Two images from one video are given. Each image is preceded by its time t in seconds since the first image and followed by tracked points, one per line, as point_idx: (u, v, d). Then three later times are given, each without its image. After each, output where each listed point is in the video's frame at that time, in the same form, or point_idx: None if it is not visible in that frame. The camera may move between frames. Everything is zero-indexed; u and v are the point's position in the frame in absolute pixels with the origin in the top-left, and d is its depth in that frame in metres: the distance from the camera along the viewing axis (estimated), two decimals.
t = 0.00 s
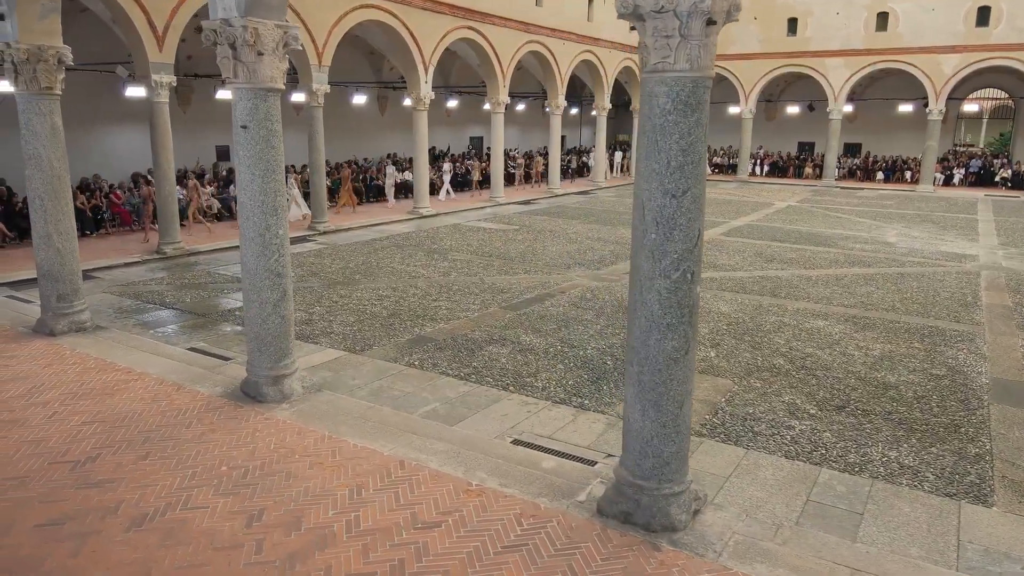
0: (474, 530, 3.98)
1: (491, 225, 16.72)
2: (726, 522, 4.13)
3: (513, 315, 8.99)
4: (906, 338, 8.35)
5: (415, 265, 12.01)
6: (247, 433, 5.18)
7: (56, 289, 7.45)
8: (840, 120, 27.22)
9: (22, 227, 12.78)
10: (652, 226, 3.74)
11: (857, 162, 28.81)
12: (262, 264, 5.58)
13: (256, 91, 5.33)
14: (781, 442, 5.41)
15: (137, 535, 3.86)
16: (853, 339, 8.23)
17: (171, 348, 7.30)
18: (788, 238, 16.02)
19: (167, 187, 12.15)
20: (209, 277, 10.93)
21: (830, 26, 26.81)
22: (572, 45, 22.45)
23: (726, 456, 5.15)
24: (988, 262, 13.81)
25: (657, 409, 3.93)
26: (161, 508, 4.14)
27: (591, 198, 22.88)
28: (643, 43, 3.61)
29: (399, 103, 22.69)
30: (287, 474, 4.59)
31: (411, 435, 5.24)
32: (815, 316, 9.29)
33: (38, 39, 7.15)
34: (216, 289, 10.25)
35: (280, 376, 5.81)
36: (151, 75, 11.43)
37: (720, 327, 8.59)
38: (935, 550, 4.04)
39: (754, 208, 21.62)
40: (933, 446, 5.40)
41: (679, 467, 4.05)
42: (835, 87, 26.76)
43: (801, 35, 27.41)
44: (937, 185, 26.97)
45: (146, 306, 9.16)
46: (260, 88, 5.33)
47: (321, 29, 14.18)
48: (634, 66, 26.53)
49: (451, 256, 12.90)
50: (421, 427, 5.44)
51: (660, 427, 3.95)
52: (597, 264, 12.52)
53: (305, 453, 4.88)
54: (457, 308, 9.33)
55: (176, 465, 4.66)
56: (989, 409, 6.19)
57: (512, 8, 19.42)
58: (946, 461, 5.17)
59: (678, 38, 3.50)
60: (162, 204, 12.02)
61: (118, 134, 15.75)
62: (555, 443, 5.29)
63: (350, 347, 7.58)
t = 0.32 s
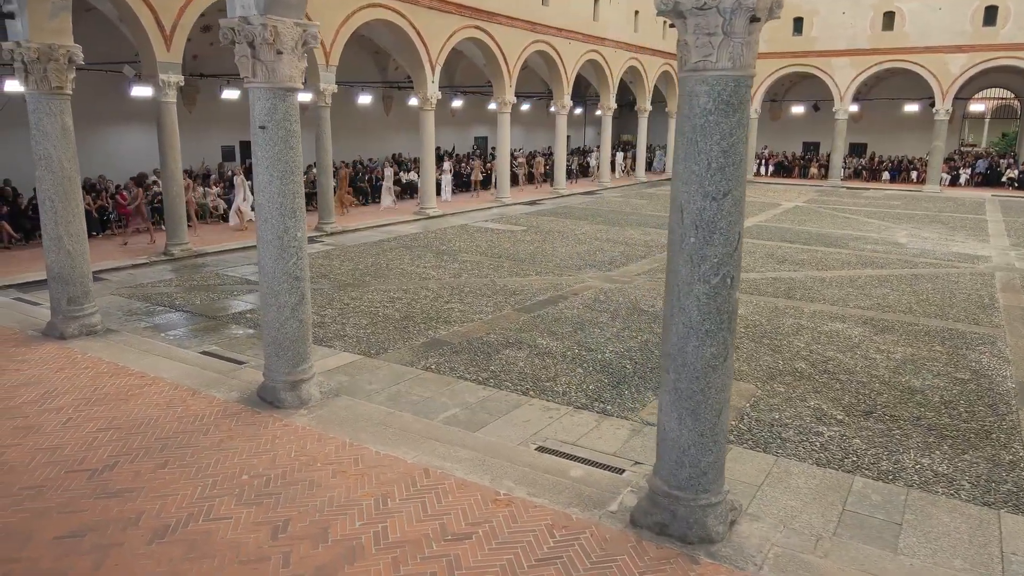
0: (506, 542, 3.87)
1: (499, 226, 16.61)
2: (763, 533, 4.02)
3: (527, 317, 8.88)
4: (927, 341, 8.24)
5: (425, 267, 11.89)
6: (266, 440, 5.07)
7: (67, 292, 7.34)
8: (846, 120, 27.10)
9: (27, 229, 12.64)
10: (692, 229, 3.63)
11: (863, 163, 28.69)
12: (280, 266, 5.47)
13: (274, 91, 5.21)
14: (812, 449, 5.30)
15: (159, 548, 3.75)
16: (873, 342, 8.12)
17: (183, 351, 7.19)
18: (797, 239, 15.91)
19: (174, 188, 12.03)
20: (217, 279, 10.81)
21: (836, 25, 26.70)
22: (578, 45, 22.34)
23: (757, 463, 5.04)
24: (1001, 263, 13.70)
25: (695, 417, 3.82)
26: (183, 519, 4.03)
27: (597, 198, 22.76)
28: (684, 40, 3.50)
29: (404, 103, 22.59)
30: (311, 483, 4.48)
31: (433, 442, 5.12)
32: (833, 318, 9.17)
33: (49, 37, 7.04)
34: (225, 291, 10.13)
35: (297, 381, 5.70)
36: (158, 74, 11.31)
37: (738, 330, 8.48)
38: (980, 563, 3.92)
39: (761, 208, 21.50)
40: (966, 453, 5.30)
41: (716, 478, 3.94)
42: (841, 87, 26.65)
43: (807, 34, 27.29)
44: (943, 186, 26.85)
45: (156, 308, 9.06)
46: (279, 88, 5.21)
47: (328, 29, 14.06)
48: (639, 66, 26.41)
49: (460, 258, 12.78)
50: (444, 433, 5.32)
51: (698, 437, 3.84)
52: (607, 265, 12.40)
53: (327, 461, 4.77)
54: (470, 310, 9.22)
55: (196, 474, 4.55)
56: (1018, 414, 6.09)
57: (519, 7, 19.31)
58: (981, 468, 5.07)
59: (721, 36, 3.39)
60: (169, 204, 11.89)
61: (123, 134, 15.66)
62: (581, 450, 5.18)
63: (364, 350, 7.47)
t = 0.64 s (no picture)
0: (539, 555, 3.76)
1: (507, 226, 16.50)
2: (803, 545, 3.92)
3: (541, 320, 8.77)
4: (949, 344, 8.13)
5: (436, 269, 11.77)
6: (285, 447, 4.96)
7: (77, 294, 7.23)
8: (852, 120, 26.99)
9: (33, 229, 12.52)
10: (733, 233, 3.52)
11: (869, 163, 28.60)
12: (298, 270, 5.36)
13: (294, 91, 5.10)
14: (842, 456, 5.20)
15: (182, 561, 3.65)
16: (894, 345, 8.01)
17: (196, 355, 7.07)
18: (807, 240, 15.80)
19: (182, 188, 11.90)
20: (226, 281, 10.70)
21: (842, 25, 26.58)
22: (584, 45, 22.24)
23: (787, 471, 4.93)
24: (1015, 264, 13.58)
25: (734, 426, 3.71)
26: (206, 530, 3.92)
27: (603, 198, 22.65)
28: (727, 38, 3.40)
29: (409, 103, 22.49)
30: (334, 492, 4.37)
31: (457, 449, 5.01)
32: (851, 320, 9.05)
33: (60, 36, 6.92)
34: (235, 293, 10.01)
35: (316, 387, 5.59)
36: (166, 73, 11.20)
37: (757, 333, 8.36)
38: None
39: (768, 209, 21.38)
40: (999, 460, 5.19)
41: (755, 488, 3.82)
42: (847, 87, 26.53)
43: (813, 34, 27.16)
44: (949, 186, 26.76)
45: (166, 310, 8.95)
46: (299, 87, 5.10)
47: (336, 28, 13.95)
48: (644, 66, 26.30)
49: (470, 259, 12.67)
50: (467, 440, 5.21)
51: (737, 447, 3.73)
52: (619, 267, 12.27)
53: (350, 469, 4.66)
54: (483, 312, 9.11)
55: (216, 483, 4.44)
56: None
57: (525, 7, 19.21)
58: (1016, 475, 4.96)
59: (766, 34, 3.28)
60: (177, 205, 11.77)
61: (129, 133, 15.53)
62: (608, 458, 5.07)
63: (379, 354, 7.36)
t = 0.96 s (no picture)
0: (575, 568, 3.65)
1: (514, 227, 16.39)
2: (845, 558, 3.82)
3: (556, 323, 8.65)
4: (971, 347, 8.01)
5: (446, 270, 11.66)
6: (307, 455, 4.85)
7: (88, 297, 7.12)
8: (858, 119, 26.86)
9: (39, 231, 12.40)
10: (777, 237, 3.41)
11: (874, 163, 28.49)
12: (318, 272, 5.25)
13: (315, 90, 4.99)
14: (875, 464, 5.08)
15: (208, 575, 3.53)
16: (915, 349, 7.89)
17: (209, 359, 6.96)
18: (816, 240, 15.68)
19: (190, 188, 11.78)
20: (235, 282, 10.58)
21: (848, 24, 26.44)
22: (590, 44, 22.13)
23: (819, 480, 4.83)
24: None
25: (777, 436, 3.60)
26: (230, 543, 3.81)
27: (609, 199, 22.55)
28: (773, 35, 3.29)
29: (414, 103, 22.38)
30: (360, 502, 4.26)
31: (482, 457, 4.89)
32: (869, 323, 8.94)
33: (72, 34, 6.81)
34: (245, 294, 9.90)
35: (335, 392, 5.48)
36: (174, 73, 11.09)
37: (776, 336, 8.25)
38: None
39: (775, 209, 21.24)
40: None
41: (797, 500, 3.71)
42: (853, 87, 26.37)
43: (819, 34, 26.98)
44: (955, 186, 26.65)
45: (176, 313, 8.84)
46: (319, 86, 4.99)
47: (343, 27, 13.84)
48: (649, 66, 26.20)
49: (479, 260, 12.56)
50: (491, 448, 5.09)
51: (780, 457, 3.62)
52: (630, 268, 12.15)
53: (374, 478, 4.55)
54: (497, 315, 9.00)
55: (238, 493, 4.33)
56: None
57: (532, 6, 19.10)
58: None
59: (816, 31, 3.18)
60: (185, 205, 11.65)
61: (134, 133, 15.42)
62: (636, 466, 4.95)
63: (395, 358, 7.24)
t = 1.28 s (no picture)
0: None
1: (521, 228, 16.28)
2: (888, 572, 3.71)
3: (572, 326, 8.55)
4: (994, 351, 7.89)
5: (457, 271, 11.55)
6: (328, 463, 4.74)
7: (100, 300, 7.01)
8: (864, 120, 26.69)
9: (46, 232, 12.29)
10: (825, 242, 3.31)
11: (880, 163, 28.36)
12: (339, 276, 5.15)
13: (337, 90, 4.89)
14: (909, 472, 4.98)
15: None
16: (938, 353, 7.78)
17: (222, 363, 6.84)
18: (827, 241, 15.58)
19: (198, 188, 11.68)
20: (244, 284, 10.46)
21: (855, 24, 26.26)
22: (596, 44, 22.04)
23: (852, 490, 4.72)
24: None
25: (822, 448, 3.49)
26: (255, 557, 3.69)
27: (615, 199, 22.45)
28: (824, 32, 3.18)
29: (420, 103, 22.28)
30: (386, 513, 4.14)
31: (507, 465, 4.77)
32: (888, 326, 8.83)
33: (84, 33, 6.70)
34: (254, 297, 9.79)
35: (355, 399, 5.37)
36: (182, 72, 10.96)
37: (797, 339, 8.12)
38: None
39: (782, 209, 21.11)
40: None
41: (842, 512, 3.59)
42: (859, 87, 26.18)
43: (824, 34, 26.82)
44: (961, 187, 26.54)
45: (186, 315, 8.72)
46: (342, 86, 4.88)
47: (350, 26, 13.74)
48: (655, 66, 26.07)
49: (489, 261, 12.45)
50: (516, 455, 4.97)
51: (826, 468, 3.51)
52: (641, 270, 12.05)
53: (399, 487, 4.43)
54: (511, 317, 8.89)
55: (262, 503, 4.21)
56: None
57: (538, 5, 18.98)
58: None
59: (869, 29, 3.07)
60: (193, 207, 11.53)
61: (140, 133, 15.32)
62: (665, 474, 4.84)
63: (411, 362, 7.13)
